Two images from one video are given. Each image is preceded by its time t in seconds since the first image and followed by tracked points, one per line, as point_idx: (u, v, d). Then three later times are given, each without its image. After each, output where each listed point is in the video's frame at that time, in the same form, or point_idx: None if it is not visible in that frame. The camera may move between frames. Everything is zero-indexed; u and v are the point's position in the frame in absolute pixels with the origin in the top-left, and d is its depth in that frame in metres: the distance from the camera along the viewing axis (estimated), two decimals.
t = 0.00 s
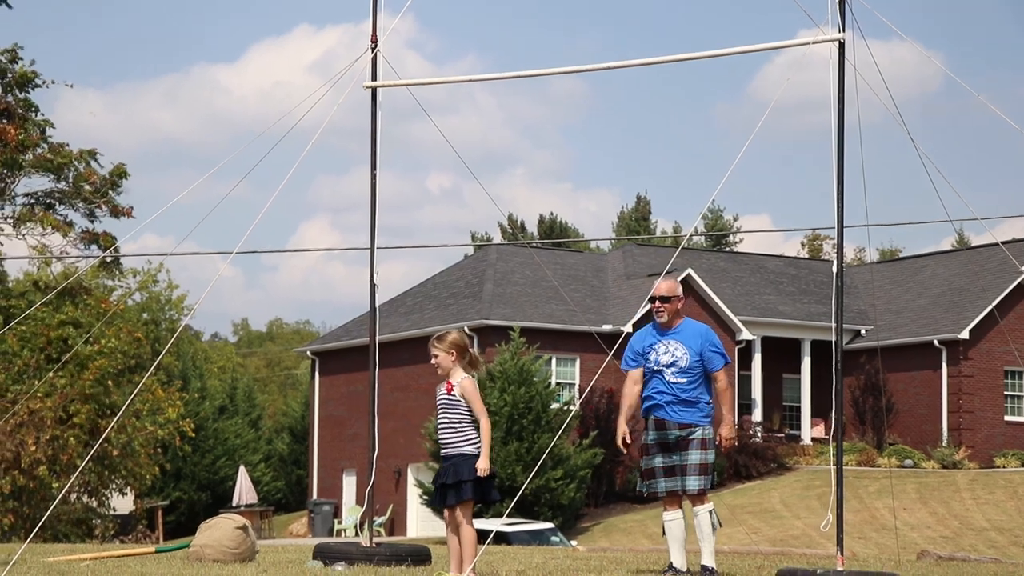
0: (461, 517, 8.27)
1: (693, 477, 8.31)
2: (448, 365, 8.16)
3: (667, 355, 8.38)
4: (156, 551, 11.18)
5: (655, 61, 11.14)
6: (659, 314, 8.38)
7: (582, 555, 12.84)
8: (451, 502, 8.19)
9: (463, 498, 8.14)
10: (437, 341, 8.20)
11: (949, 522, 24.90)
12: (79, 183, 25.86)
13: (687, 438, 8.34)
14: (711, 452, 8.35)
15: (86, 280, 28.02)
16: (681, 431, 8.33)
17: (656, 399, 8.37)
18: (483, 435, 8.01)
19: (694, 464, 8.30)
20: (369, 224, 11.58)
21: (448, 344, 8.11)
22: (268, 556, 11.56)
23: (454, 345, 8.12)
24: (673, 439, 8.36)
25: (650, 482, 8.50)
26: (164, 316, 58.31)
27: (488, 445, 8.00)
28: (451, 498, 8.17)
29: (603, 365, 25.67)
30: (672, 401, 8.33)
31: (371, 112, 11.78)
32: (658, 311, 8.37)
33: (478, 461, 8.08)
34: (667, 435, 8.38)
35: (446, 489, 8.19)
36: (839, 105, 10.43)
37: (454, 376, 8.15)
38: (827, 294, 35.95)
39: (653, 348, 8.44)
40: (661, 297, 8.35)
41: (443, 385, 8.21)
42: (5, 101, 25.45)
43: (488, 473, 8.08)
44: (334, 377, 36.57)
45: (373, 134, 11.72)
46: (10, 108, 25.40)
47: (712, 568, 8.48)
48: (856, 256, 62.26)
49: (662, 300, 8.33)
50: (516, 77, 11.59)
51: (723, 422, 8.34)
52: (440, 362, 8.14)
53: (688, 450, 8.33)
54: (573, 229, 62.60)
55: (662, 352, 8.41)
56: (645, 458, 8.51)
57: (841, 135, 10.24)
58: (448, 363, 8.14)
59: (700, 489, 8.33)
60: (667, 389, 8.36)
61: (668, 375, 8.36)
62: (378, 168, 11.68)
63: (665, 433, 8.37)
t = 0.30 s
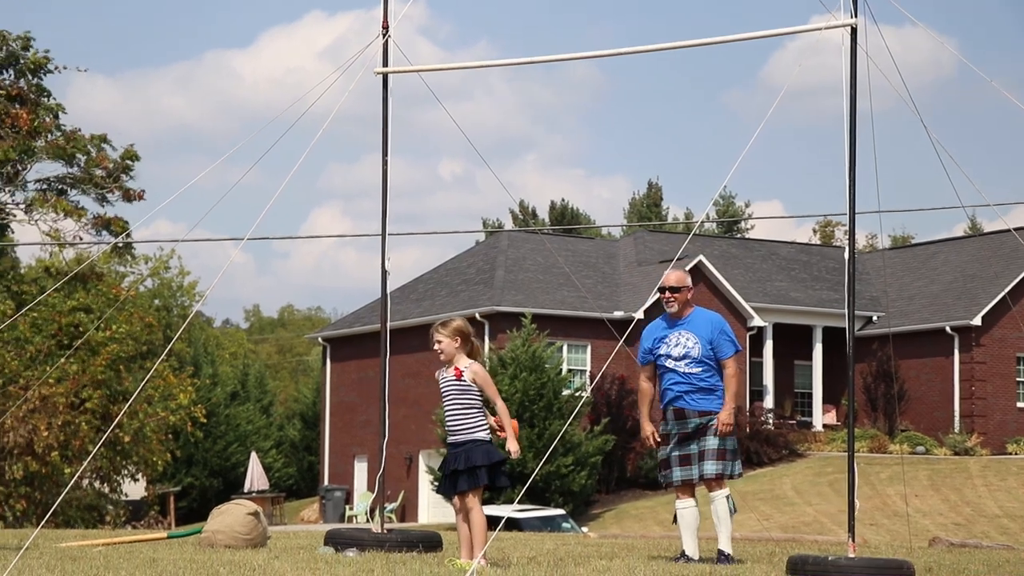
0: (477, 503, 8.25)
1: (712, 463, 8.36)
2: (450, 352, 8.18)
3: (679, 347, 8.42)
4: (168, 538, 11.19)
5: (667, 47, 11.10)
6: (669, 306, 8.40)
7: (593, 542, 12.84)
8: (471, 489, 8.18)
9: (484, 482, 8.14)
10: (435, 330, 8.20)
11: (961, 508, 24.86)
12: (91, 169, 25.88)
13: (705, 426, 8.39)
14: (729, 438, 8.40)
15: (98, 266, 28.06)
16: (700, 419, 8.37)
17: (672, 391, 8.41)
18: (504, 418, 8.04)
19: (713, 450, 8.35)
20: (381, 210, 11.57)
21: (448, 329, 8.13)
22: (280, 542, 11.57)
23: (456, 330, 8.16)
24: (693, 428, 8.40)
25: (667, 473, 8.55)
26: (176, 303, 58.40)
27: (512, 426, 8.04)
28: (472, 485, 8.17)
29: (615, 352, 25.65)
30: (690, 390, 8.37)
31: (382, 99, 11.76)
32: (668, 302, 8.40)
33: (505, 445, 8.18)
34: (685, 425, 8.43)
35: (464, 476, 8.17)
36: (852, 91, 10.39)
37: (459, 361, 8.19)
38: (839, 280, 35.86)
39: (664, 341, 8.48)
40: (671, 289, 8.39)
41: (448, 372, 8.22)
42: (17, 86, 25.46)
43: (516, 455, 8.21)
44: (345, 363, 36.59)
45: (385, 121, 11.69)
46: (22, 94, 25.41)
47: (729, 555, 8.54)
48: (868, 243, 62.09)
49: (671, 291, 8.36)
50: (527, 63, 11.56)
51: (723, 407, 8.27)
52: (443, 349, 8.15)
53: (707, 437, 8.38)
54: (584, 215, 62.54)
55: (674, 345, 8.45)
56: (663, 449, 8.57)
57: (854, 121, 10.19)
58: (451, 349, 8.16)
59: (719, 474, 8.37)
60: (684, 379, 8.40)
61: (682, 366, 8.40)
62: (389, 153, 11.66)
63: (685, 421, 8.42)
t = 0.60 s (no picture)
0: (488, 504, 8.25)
1: (734, 469, 8.33)
2: (468, 352, 8.17)
3: (704, 347, 8.42)
4: (180, 539, 11.22)
5: (678, 47, 11.10)
6: (699, 306, 8.43)
7: (606, 543, 12.83)
8: (484, 489, 8.19)
9: (498, 482, 8.18)
10: (454, 329, 8.16)
11: (974, 508, 24.80)
12: (102, 169, 25.95)
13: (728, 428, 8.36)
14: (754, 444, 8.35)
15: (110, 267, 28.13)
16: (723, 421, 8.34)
17: (697, 391, 8.41)
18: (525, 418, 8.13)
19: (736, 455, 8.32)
20: (393, 210, 11.59)
21: (470, 328, 8.11)
22: (292, 544, 11.58)
23: (476, 329, 8.16)
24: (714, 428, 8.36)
25: (687, 474, 8.52)
26: (189, 303, 58.54)
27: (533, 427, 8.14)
28: (486, 485, 8.18)
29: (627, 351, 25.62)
30: (714, 390, 8.36)
31: (394, 98, 11.78)
32: (698, 302, 8.43)
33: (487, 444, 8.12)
34: (707, 427, 8.39)
35: (478, 476, 8.17)
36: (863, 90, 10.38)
37: (476, 361, 8.23)
38: (852, 280, 35.80)
39: (691, 341, 8.48)
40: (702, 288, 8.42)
41: (463, 371, 8.23)
42: (30, 87, 25.53)
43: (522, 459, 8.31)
44: (357, 364, 36.64)
45: (396, 121, 11.71)
46: (34, 94, 25.47)
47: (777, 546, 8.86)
48: (880, 243, 61.95)
49: (702, 290, 8.39)
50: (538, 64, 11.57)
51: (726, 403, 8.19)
52: (463, 348, 8.13)
53: (731, 441, 8.34)
54: (596, 215, 62.54)
55: (701, 344, 8.45)
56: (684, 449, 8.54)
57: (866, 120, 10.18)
58: (470, 349, 8.15)
59: (742, 481, 8.32)
60: (707, 380, 8.40)
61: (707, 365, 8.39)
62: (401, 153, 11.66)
63: (706, 422, 8.38)
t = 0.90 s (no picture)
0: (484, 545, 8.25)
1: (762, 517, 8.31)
2: (466, 391, 8.23)
3: (735, 395, 8.40)
4: None
5: (674, 89, 11.21)
6: (732, 352, 8.46)
7: None
8: (480, 529, 8.19)
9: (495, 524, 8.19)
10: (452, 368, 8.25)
11: (972, 549, 24.74)
12: (99, 209, 26.02)
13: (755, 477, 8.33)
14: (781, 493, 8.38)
15: (106, 307, 28.13)
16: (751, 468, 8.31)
17: (726, 439, 8.39)
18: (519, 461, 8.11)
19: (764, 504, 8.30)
20: (390, 249, 11.67)
21: (469, 367, 8.20)
22: None
23: (474, 369, 8.22)
24: (741, 476, 8.31)
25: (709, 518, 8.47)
26: (185, 342, 58.51)
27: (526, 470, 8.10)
28: (482, 525, 8.19)
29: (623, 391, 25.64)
30: (743, 437, 8.33)
31: (392, 138, 11.88)
32: (731, 348, 8.47)
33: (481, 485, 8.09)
34: (734, 473, 8.35)
35: (474, 517, 8.19)
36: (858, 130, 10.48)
37: (474, 401, 8.24)
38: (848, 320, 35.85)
39: (723, 388, 8.47)
40: (734, 336, 8.47)
41: (461, 411, 8.24)
42: (27, 125, 25.60)
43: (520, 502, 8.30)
44: (353, 404, 36.60)
45: (393, 161, 11.79)
46: (31, 133, 25.55)
47: None
48: (876, 282, 62.05)
49: (734, 337, 8.44)
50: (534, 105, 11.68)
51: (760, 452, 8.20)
52: (460, 387, 8.20)
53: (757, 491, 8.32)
54: (593, 255, 62.65)
55: (731, 392, 8.43)
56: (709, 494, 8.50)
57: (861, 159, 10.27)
58: (468, 388, 8.22)
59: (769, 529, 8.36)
60: (738, 427, 8.38)
61: (736, 412, 8.38)
62: (398, 194, 11.75)
63: (735, 470, 8.35)
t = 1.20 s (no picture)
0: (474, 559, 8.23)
1: (765, 526, 8.33)
2: (458, 408, 8.22)
3: (748, 405, 8.43)
4: None
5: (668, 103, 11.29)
6: (749, 362, 8.50)
7: None
8: (469, 543, 8.19)
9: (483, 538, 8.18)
10: (446, 384, 8.23)
11: (964, 563, 24.78)
12: (92, 225, 26.03)
13: (761, 486, 8.37)
14: (788, 503, 8.36)
15: (99, 321, 28.14)
16: (757, 477, 8.37)
17: (737, 447, 8.47)
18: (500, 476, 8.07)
19: (767, 513, 8.33)
20: (384, 262, 11.72)
21: (461, 383, 8.18)
22: None
23: (466, 386, 8.21)
24: (747, 485, 8.41)
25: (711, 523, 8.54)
26: (178, 355, 58.45)
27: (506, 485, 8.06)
28: (472, 539, 8.18)
29: (616, 404, 25.67)
30: (750, 447, 8.41)
31: (385, 152, 11.93)
32: (748, 358, 8.51)
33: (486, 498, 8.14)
34: (742, 482, 8.44)
35: (463, 531, 8.19)
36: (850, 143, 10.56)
37: (462, 418, 8.23)
38: (841, 334, 35.93)
39: (737, 397, 8.52)
40: (752, 345, 8.49)
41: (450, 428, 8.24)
42: (19, 140, 25.61)
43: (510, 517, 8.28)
44: (346, 417, 36.59)
45: (386, 174, 11.84)
46: (24, 147, 25.56)
47: None
48: (869, 296, 62.14)
49: (751, 347, 8.47)
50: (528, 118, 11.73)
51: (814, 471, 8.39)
52: (452, 403, 8.19)
53: (762, 499, 8.36)
54: (586, 268, 62.70)
55: (746, 401, 8.46)
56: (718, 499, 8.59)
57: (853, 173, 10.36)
58: (459, 405, 8.20)
59: (772, 538, 8.34)
60: (748, 437, 8.44)
61: (748, 422, 8.42)
62: (391, 207, 11.80)
63: (741, 478, 8.44)
